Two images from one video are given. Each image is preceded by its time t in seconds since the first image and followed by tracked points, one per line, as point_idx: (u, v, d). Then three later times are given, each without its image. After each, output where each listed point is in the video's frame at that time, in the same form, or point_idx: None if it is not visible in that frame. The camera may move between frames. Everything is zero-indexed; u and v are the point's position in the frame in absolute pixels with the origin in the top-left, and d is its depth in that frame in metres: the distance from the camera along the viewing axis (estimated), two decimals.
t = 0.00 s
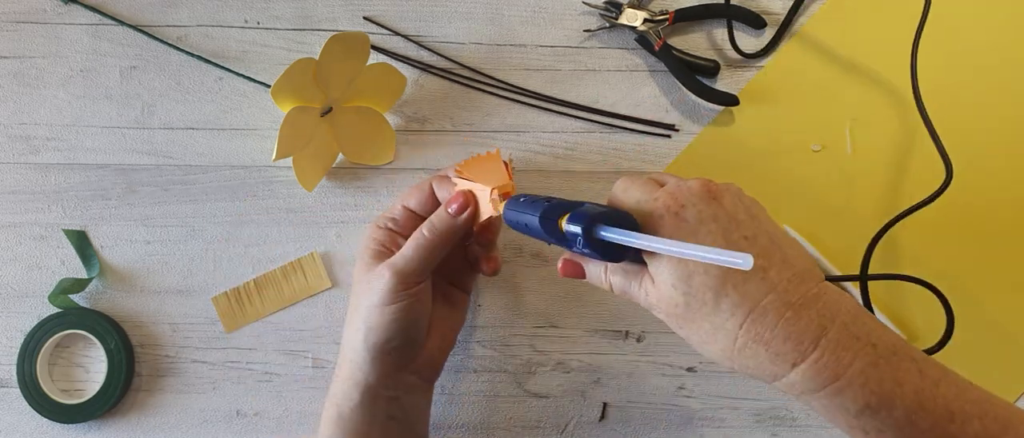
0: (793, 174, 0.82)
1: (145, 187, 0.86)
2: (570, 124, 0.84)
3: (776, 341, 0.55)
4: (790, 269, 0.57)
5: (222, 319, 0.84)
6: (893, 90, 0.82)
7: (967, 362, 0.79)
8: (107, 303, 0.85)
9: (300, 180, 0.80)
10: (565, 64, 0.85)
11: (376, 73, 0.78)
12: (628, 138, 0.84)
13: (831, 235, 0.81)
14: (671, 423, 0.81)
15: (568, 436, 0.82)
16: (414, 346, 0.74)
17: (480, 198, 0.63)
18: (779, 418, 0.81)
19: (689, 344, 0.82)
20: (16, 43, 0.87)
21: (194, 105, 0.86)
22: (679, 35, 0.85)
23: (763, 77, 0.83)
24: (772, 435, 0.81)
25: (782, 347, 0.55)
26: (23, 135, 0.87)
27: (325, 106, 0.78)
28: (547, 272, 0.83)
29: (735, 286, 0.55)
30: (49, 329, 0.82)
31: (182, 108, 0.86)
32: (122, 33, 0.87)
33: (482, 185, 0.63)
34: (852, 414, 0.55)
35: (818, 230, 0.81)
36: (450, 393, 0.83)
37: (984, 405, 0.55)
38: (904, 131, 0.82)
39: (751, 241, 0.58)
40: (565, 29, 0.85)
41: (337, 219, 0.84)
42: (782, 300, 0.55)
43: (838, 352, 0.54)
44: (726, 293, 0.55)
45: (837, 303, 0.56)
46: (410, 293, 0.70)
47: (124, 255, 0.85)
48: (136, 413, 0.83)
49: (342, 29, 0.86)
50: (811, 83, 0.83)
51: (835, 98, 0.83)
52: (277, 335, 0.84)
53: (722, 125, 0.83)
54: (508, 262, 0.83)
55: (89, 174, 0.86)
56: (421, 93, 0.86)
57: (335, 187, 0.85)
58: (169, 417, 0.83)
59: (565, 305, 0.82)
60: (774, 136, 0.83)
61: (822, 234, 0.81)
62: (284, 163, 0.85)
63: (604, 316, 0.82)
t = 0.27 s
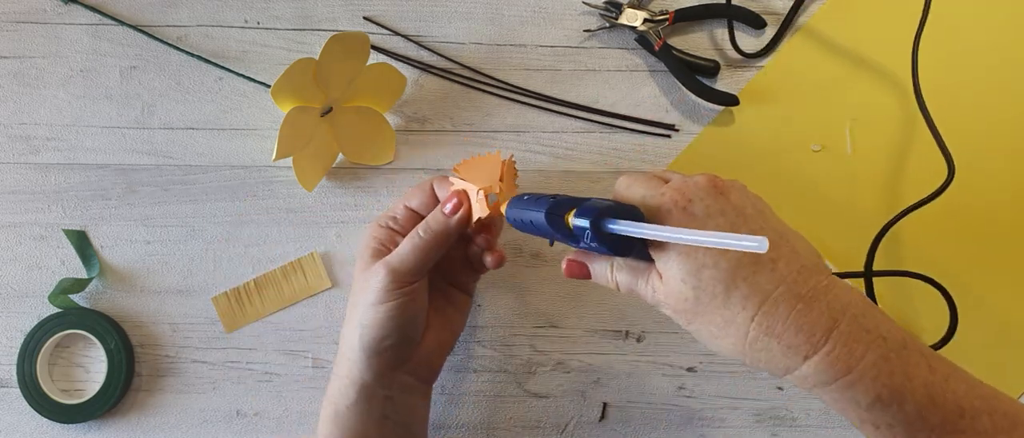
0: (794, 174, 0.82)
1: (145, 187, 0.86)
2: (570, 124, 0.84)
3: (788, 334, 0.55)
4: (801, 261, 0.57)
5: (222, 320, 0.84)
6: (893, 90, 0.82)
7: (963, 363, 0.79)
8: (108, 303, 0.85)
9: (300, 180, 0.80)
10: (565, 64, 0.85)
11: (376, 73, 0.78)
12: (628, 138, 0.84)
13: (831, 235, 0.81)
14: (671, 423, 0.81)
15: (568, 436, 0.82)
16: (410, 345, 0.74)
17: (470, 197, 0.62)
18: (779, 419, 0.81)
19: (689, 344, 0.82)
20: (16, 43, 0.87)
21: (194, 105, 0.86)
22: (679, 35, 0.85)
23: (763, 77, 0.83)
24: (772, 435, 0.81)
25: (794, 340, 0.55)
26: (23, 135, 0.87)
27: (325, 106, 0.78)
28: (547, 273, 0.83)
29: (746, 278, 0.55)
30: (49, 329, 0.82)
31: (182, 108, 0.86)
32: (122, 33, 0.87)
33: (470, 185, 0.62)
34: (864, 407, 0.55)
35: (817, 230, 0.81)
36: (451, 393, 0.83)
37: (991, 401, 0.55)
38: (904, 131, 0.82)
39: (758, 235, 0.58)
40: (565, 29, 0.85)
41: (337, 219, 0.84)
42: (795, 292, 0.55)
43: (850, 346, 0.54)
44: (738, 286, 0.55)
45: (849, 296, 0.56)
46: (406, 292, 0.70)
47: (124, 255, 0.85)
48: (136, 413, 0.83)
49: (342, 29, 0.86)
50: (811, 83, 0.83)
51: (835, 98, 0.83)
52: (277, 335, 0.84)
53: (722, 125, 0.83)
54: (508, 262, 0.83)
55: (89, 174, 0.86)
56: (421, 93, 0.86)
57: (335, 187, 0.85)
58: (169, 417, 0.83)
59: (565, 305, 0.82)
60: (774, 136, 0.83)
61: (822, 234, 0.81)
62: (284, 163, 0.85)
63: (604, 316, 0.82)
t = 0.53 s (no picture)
0: (794, 174, 0.82)
1: (145, 187, 0.86)
2: (570, 124, 0.84)
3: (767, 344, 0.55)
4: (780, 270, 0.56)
5: (222, 320, 0.84)
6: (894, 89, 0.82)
7: (961, 363, 0.79)
8: (107, 303, 0.85)
9: (300, 180, 0.80)
10: (565, 64, 0.85)
11: (376, 74, 0.78)
12: (628, 138, 0.84)
13: (831, 235, 0.81)
14: (671, 423, 0.81)
15: (568, 436, 0.82)
16: (414, 345, 0.75)
17: (479, 197, 0.63)
18: (779, 418, 0.81)
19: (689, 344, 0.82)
20: (16, 43, 0.87)
21: (194, 105, 0.86)
22: (679, 35, 0.85)
23: (763, 77, 0.83)
24: (771, 435, 0.81)
25: (773, 349, 0.55)
26: (23, 135, 0.87)
27: (325, 106, 0.78)
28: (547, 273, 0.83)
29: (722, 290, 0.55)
30: (49, 329, 0.82)
31: (182, 108, 0.86)
32: (122, 33, 0.87)
33: (478, 184, 0.63)
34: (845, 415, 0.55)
35: (818, 230, 0.81)
36: (450, 393, 0.83)
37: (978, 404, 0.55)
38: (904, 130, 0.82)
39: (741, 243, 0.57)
40: (565, 29, 0.85)
41: (337, 219, 0.84)
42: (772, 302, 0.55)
43: (828, 355, 0.54)
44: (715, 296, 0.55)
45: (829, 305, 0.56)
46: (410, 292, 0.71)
47: (124, 255, 0.85)
48: (136, 413, 0.83)
49: (342, 29, 0.86)
50: (812, 83, 0.83)
51: (835, 98, 0.83)
52: (277, 335, 0.84)
53: (722, 125, 0.83)
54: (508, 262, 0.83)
55: (89, 174, 0.86)
56: (421, 93, 0.86)
57: (335, 187, 0.85)
58: (169, 417, 0.83)
59: (565, 305, 0.82)
60: (775, 136, 0.83)
61: (822, 234, 0.81)
62: (284, 163, 0.85)
63: (604, 316, 0.82)
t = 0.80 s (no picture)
0: (793, 173, 0.82)
1: (145, 187, 0.86)
2: (570, 124, 0.84)
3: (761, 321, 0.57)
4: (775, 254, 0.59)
5: (222, 320, 0.84)
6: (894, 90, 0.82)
7: (961, 363, 0.79)
8: (107, 303, 0.85)
9: (300, 179, 0.80)
10: (565, 64, 0.85)
11: (376, 74, 0.79)
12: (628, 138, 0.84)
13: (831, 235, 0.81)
14: (671, 423, 0.81)
15: (568, 436, 0.82)
16: (392, 346, 0.74)
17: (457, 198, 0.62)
18: (778, 418, 0.81)
19: (689, 344, 0.82)
20: (16, 43, 0.87)
21: (194, 105, 0.86)
22: (679, 35, 0.85)
23: (763, 77, 0.83)
24: (772, 435, 0.81)
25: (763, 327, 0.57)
26: (23, 135, 0.87)
27: (325, 106, 0.78)
28: (547, 273, 0.83)
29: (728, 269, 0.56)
30: (49, 329, 0.82)
31: (182, 108, 0.86)
32: (122, 33, 0.87)
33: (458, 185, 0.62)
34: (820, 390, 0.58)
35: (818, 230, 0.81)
36: (450, 393, 0.83)
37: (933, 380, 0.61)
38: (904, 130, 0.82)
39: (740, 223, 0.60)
40: (565, 29, 0.85)
41: (337, 219, 0.84)
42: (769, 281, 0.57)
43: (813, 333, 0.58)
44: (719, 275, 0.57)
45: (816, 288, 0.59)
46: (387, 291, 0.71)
47: (124, 255, 0.85)
48: (136, 413, 0.83)
49: (342, 29, 0.86)
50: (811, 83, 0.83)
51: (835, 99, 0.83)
52: (277, 335, 0.84)
53: (722, 125, 0.83)
54: (508, 262, 0.83)
55: (89, 174, 0.86)
56: (421, 93, 0.86)
57: (335, 187, 0.85)
58: (169, 416, 0.83)
59: (565, 304, 0.82)
60: (774, 136, 0.83)
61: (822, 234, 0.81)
62: (284, 163, 0.85)
63: (604, 316, 0.82)
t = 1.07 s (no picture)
0: (792, 173, 0.81)
1: (145, 187, 0.86)
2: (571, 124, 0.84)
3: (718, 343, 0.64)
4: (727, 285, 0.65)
5: (222, 320, 0.84)
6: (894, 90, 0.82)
7: (966, 364, 0.78)
8: (107, 303, 0.85)
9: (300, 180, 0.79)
10: (565, 64, 0.85)
11: (376, 75, 0.79)
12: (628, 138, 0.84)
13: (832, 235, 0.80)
14: (671, 423, 0.81)
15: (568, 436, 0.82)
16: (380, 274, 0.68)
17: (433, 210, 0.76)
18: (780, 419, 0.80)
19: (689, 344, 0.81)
20: (17, 43, 0.87)
21: (194, 105, 0.86)
22: (679, 35, 0.85)
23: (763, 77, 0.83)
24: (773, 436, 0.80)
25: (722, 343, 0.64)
26: (23, 135, 0.87)
27: (325, 106, 0.78)
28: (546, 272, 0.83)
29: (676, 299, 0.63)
30: (49, 329, 0.82)
31: (182, 108, 0.86)
32: (122, 33, 0.87)
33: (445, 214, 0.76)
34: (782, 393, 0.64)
35: (818, 231, 0.81)
36: (449, 393, 0.83)
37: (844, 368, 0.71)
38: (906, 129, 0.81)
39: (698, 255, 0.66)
40: (565, 29, 0.85)
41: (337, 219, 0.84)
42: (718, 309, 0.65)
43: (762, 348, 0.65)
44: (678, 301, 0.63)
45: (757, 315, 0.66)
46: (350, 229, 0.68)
47: (124, 254, 0.85)
48: (136, 413, 0.83)
49: (342, 29, 0.86)
50: (811, 83, 0.83)
51: (835, 98, 0.82)
52: (277, 335, 0.84)
53: (722, 125, 0.83)
54: (508, 262, 0.83)
55: (88, 174, 0.86)
56: (421, 93, 0.86)
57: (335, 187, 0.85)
58: (169, 417, 0.83)
59: (565, 304, 0.83)
60: (774, 135, 0.82)
61: (823, 234, 0.81)
62: (284, 163, 0.85)
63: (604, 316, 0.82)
